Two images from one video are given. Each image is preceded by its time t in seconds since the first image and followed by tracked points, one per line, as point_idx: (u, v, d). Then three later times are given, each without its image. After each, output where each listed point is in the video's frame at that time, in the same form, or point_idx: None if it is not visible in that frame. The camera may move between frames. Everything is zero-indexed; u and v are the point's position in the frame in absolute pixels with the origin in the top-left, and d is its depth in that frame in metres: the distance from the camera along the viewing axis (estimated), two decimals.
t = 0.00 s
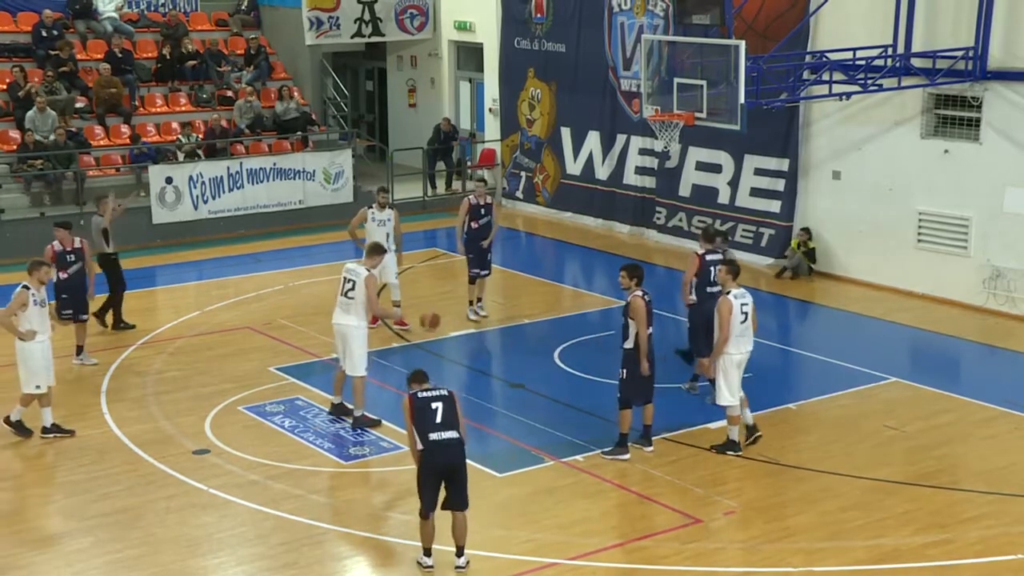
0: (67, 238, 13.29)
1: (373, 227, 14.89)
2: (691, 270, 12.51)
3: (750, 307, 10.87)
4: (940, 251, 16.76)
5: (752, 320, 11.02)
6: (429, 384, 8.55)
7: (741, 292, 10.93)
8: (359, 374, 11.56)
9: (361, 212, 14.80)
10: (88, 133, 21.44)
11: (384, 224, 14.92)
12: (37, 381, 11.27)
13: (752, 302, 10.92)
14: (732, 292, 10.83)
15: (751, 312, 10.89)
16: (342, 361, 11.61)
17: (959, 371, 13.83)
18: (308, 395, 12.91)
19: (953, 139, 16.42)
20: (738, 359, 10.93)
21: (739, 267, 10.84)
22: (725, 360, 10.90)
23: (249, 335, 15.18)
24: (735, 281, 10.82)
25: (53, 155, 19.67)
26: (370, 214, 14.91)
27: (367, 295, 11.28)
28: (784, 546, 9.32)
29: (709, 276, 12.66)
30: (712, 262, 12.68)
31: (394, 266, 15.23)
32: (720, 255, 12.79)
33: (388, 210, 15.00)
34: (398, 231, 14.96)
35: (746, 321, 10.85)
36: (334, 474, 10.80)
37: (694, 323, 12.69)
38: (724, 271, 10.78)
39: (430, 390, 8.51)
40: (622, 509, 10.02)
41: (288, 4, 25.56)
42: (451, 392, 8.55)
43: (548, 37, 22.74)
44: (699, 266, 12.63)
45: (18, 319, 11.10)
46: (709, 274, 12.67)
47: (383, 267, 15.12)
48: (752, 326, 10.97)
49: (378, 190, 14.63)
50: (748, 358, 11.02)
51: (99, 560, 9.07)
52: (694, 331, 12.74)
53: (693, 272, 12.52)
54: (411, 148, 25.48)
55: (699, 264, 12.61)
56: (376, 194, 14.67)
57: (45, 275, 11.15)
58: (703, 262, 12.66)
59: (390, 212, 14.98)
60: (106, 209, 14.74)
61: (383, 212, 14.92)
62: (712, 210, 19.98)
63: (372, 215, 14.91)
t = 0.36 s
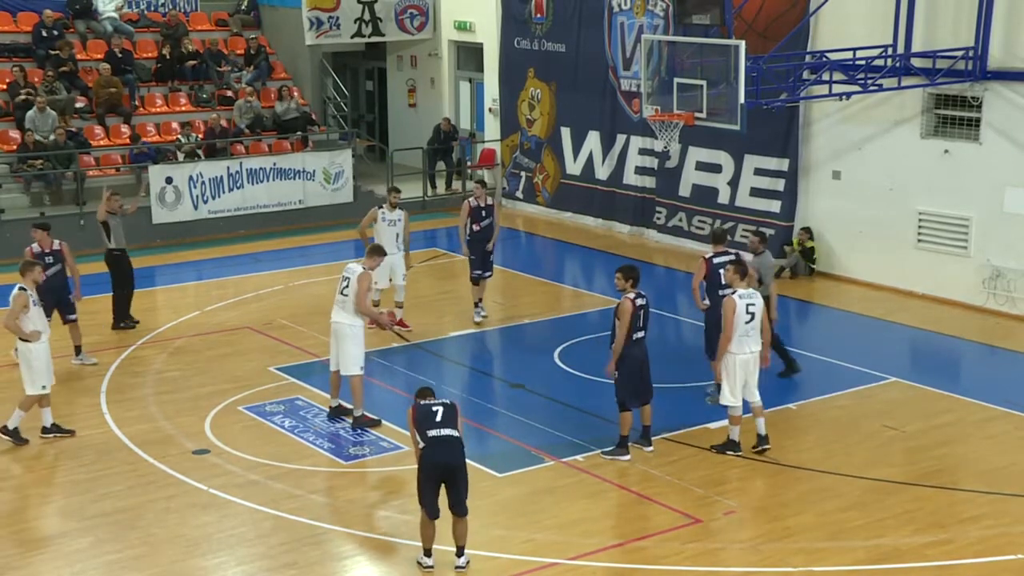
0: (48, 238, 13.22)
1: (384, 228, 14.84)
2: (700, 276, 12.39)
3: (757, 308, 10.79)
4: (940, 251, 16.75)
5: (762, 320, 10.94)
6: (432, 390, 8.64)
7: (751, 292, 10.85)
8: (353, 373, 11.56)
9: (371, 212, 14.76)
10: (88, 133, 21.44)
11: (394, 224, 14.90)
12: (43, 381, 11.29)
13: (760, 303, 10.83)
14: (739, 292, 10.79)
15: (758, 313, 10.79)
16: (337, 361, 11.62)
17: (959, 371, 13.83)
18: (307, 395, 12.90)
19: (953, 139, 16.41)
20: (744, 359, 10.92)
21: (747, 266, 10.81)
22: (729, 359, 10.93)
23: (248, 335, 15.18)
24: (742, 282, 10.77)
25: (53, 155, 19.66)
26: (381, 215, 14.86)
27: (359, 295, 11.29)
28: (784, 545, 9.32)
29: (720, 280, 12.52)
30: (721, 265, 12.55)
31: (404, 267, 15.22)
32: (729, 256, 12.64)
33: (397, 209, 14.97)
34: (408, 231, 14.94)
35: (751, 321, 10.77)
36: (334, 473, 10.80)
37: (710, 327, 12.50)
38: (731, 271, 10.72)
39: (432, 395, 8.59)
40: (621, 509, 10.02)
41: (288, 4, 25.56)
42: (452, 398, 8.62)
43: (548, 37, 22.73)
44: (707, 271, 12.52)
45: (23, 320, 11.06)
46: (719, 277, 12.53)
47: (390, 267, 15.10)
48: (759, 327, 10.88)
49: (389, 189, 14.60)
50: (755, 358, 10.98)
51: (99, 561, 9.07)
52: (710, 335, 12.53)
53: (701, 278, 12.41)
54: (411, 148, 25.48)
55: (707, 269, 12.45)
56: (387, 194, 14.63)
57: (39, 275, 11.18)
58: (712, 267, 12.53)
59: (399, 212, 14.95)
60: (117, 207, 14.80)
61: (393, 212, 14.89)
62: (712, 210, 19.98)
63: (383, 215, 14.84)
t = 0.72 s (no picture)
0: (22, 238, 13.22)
1: (395, 227, 14.83)
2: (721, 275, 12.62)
3: (768, 307, 10.78)
4: (940, 251, 16.75)
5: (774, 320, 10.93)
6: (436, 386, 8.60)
7: (762, 291, 10.86)
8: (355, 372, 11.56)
9: (383, 211, 14.69)
10: (88, 133, 21.44)
11: (404, 222, 14.87)
12: (26, 383, 11.25)
13: (772, 302, 10.81)
14: (750, 291, 10.81)
15: (769, 312, 10.79)
16: (338, 360, 11.61)
17: (960, 371, 13.82)
18: (307, 395, 12.90)
19: (953, 139, 16.41)
20: (756, 358, 10.91)
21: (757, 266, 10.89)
22: (739, 357, 10.93)
23: (248, 335, 15.18)
24: (753, 282, 10.81)
25: (53, 154, 19.64)
26: (391, 213, 14.80)
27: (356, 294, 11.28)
28: (784, 545, 9.32)
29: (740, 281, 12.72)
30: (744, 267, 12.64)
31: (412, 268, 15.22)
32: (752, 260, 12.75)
33: (406, 208, 14.92)
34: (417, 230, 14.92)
35: (761, 320, 10.77)
36: (333, 473, 10.80)
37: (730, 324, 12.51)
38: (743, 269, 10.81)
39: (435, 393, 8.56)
40: (621, 509, 10.01)
41: (288, 4, 25.57)
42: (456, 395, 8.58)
43: (548, 37, 22.73)
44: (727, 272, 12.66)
45: (9, 322, 11.06)
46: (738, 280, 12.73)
47: (399, 267, 15.06)
48: (770, 327, 10.87)
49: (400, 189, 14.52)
50: (766, 357, 10.96)
51: (99, 561, 9.07)
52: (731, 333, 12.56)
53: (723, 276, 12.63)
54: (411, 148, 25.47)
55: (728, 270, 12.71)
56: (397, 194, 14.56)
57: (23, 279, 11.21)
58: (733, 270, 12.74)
59: (408, 211, 14.89)
60: (121, 205, 14.93)
61: (403, 211, 14.83)
62: (712, 210, 19.98)
63: (393, 213, 14.81)
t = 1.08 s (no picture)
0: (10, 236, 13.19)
1: (402, 228, 14.72)
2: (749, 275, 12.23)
3: (769, 307, 10.78)
4: (940, 251, 16.75)
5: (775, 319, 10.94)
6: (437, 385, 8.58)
7: (763, 291, 10.87)
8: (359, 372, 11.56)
9: (391, 213, 14.61)
10: (88, 133, 21.44)
11: (411, 223, 14.81)
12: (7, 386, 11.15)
13: (773, 302, 10.82)
14: (752, 290, 10.81)
15: (770, 312, 10.79)
16: (343, 361, 11.61)
17: (959, 371, 13.82)
18: (307, 395, 12.91)
19: (953, 139, 16.41)
20: (755, 357, 10.93)
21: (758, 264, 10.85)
22: (740, 356, 10.95)
23: (248, 335, 15.18)
24: (754, 281, 10.82)
25: (53, 154, 19.64)
26: (398, 215, 14.73)
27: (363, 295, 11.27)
28: (784, 546, 9.32)
29: (770, 281, 12.29)
30: (775, 266, 12.29)
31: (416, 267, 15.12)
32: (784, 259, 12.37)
33: (412, 209, 14.87)
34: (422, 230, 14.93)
35: (763, 320, 10.77)
36: (334, 473, 10.80)
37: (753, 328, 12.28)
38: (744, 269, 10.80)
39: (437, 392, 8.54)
40: (621, 509, 10.02)
41: (288, 4, 25.58)
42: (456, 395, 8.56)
43: (548, 37, 22.73)
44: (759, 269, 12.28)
45: None
46: (770, 278, 12.29)
47: (407, 267, 14.95)
48: (771, 327, 10.88)
49: (405, 192, 14.43)
50: (767, 357, 10.99)
51: (99, 561, 9.07)
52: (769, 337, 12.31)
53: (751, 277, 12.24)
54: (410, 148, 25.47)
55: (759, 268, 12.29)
56: (402, 196, 14.47)
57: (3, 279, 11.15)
58: (764, 267, 12.30)
59: (414, 212, 14.86)
60: (117, 204, 15.00)
61: (409, 212, 14.78)
62: (711, 210, 19.98)
63: (400, 215, 14.74)
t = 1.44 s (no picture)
0: None
1: (411, 231, 14.63)
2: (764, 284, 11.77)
3: (756, 305, 10.78)
4: (940, 251, 16.75)
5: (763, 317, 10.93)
6: (439, 375, 8.46)
7: (750, 290, 10.86)
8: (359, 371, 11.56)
9: (400, 216, 14.50)
10: (88, 133, 21.42)
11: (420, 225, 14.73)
12: None
13: (760, 300, 10.80)
14: (738, 288, 10.81)
15: (757, 310, 10.79)
16: (343, 360, 11.62)
17: (960, 371, 13.82)
18: (307, 395, 12.91)
19: (953, 139, 16.41)
20: (743, 356, 10.94)
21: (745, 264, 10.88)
22: (729, 355, 10.96)
23: (249, 335, 15.18)
24: (740, 279, 10.83)
25: (54, 154, 19.64)
26: (406, 218, 14.63)
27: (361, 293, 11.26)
28: (784, 545, 9.32)
29: (787, 288, 11.80)
30: (792, 273, 11.77)
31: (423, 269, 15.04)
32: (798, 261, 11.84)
33: (419, 211, 14.78)
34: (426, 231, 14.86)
35: (750, 319, 10.77)
36: (334, 473, 10.80)
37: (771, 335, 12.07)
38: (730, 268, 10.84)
39: (439, 383, 8.43)
40: (621, 509, 10.01)
41: (288, 4, 25.59)
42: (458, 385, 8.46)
43: (549, 37, 22.73)
44: (775, 278, 11.78)
45: None
46: (785, 285, 11.80)
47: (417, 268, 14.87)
48: (759, 325, 10.88)
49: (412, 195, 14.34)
50: (755, 355, 10.99)
51: (99, 560, 9.07)
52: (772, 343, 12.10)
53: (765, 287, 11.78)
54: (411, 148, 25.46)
55: (775, 276, 11.76)
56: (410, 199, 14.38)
57: None
58: (780, 273, 11.77)
59: (420, 214, 14.78)
60: (105, 205, 15.01)
61: (417, 214, 14.70)
62: (711, 210, 19.99)
63: (408, 218, 14.65)
